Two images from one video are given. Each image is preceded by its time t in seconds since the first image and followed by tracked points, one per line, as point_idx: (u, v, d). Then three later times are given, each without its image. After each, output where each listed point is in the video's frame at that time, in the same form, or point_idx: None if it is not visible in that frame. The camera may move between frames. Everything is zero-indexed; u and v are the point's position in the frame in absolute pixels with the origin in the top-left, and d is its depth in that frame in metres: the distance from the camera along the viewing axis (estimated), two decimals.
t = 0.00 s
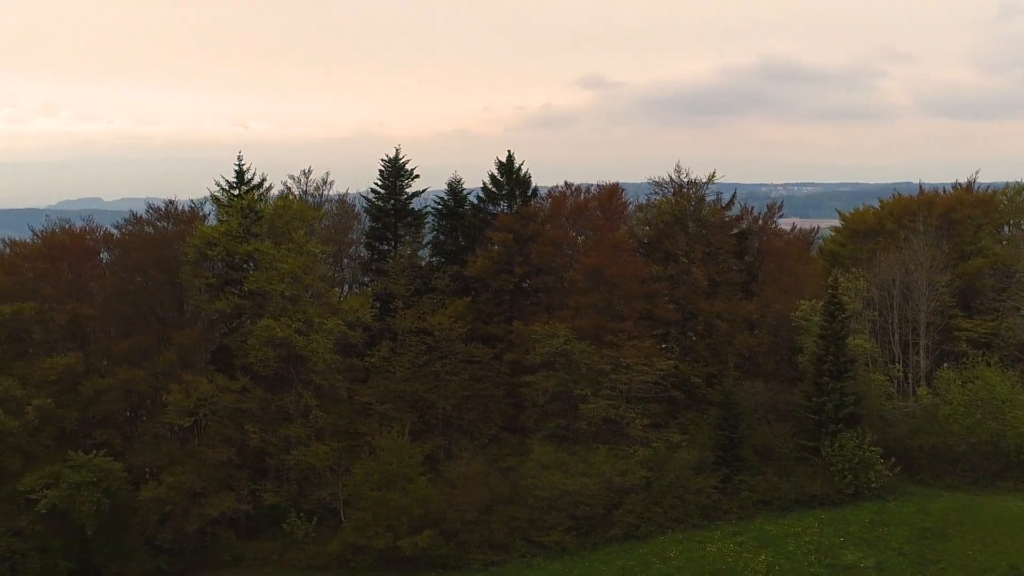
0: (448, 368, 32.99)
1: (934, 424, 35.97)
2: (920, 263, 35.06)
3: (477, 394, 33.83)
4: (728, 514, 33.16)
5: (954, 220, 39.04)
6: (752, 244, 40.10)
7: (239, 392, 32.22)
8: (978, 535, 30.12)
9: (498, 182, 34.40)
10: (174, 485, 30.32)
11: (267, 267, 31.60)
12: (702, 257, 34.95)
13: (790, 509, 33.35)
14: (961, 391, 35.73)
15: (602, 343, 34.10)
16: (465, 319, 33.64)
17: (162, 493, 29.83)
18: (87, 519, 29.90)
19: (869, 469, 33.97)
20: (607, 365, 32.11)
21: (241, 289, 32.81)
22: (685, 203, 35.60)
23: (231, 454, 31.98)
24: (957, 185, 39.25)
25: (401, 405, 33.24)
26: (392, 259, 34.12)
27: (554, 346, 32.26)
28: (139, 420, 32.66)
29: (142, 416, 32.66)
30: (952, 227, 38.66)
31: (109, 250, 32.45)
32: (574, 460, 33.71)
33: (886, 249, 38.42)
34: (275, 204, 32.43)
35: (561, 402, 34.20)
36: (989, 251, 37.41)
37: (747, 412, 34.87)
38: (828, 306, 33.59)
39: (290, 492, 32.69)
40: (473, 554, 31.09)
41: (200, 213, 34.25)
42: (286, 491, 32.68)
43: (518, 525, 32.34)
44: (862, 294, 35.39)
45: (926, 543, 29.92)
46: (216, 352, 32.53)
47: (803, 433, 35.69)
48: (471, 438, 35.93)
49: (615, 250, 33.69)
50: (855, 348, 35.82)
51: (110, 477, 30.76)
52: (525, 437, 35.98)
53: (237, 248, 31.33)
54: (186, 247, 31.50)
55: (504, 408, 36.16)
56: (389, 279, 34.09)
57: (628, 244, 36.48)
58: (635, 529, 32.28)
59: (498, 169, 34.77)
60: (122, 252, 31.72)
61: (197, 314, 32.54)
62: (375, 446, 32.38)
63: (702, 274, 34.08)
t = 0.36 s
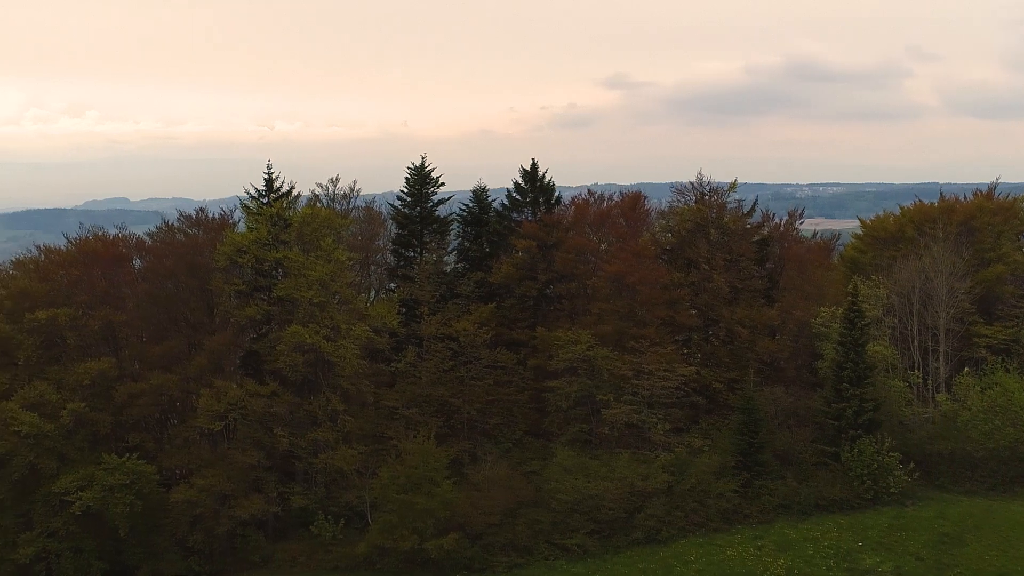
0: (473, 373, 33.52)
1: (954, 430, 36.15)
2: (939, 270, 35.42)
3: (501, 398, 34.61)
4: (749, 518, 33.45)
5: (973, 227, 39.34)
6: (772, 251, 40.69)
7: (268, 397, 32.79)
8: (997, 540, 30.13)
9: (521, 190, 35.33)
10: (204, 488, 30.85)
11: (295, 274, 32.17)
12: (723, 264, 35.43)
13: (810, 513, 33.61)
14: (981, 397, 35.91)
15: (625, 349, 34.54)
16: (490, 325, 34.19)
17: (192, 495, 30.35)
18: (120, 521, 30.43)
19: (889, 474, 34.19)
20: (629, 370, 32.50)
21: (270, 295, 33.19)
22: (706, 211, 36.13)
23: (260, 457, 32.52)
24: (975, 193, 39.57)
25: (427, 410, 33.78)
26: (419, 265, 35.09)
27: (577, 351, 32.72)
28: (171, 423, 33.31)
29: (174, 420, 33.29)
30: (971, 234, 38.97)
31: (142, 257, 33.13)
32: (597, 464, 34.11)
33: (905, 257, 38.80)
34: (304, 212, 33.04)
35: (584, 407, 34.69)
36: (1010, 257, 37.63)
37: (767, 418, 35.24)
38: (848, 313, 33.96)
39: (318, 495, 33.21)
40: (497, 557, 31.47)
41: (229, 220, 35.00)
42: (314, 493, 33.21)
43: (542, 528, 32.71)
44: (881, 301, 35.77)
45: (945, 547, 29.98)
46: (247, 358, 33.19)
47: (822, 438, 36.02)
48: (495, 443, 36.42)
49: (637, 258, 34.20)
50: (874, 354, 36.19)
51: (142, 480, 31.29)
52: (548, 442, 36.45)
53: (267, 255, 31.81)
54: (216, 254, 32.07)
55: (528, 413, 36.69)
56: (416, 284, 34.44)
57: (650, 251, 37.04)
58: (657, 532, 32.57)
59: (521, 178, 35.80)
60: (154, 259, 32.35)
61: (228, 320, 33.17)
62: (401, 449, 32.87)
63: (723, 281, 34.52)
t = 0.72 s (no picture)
0: (498, 378, 34.02)
1: (973, 436, 36.36)
2: (959, 278, 35.77)
3: (526, 403, 35.09)
4: (770, 522, 33.74)
5: (995, 235, 39.60)
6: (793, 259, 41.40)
7: (297, 401, 33.33)
8: (1017, 546, 30.22)
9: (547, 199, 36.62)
10: (235, 490, 31.33)
11: (325, 281, 32.72)
12: (744, 271, 35.83)
13: (831, 518, 33.87)
14: (1001, 403, 36.08)
15: (648, 355, 34.92)
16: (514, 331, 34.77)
17: (223, 497, 30.88)
18: (153, 522, 30.93)
19: (909, 479, 34.40)
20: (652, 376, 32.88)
21: (299, 301, 33.78)
22: (728, 219, 36.64)
23: (288, 460, 33.06)
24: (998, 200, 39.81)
25: (453, 414, 34.31)
26: (445, 272, 36.33)
27: (600, 357, 33.14)
28: (202, 427, 33.96)
29: (205, 423, 33.90)
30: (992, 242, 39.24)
31: (174, 263, 33.84)
32: (619, 469, 34.48)
33: (926, 264, 39.16)
34: (333, 219, 33.61)
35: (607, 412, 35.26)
36: None
37: (788, 423, 35.59)
38: (869, 320, 34.29)
39: (345, 498, 33.75)
40: (521, 559, 31.89)
41: (259, 227, 35.85)
42: (342, 496, 33.74)
43: (565, 531, 33.09)
44: (901, 307, 36.13)
45: (964, 553, 30.12)
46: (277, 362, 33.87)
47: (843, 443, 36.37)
48: (520, 447, 36.87)
49: (660, 265, 34.69)
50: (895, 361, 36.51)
51: (174, 482, 31.78)
52: (572, 446, 37.06)
53: (297, 262, 32.42)
54: (247, 261, 32.76)
55: (552, 417, 37.24)
56: (442, 290, 35.65)
57: (673, 259, 37.57)
58: (679, 536, 32.87)
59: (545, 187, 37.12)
60: (186, 265, 33.04)
61: (258, 326, 33.76)
62: (427, 453, 33.32)
63: (746, 288, 34.95)
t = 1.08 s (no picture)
0: (523, 383, 34.54)
1: (993, 442, 36.62)
2: (980, 285, 36.08)
3: (550, 408, 36.02)
4: (791, 526, 34.10)
5: (1016, 242, 39.81)
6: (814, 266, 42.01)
7: (325, 406, 33.88)
8: None
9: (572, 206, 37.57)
10: (265, 493, 31.88)
11: (353, 288, 33.23)
12: (766, 278, 36.28)
13: (851, 523, 34.20)
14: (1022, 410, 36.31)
15: (670, 361, 35.33)
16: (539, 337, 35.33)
17: (253, 499, 31.44)
18: (186, 524, 31.47)
19: (928, 485, 34.68)
20: (674, 382, 33.28)
21: (328, 308, 34.36)
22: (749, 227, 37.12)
23: (317, 464, 33.62)
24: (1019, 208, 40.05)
25: (479, 419, 34.86)
26: (472, 278, 37.23)
27: (623, 363, 33.58)
28: (233, 430, 34.58)
29: (235, 427, 34.52)
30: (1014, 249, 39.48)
31: (206, 270, 34.53)
32: (642, 473, 34.89)
33: (947, 272, 39.50)
34: (360, 227, 34.14)
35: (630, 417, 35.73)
36: None
37: (809, 428, 35.98)
38: (889, 327, 34.64)
39: (373, 501, 34.31)
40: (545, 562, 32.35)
41: (289, 234, 36.40)
42: (369, 499, 34.30)
43: (588, 535, 33.54)
44: (921, 315, 36.49)
45: (983, 558, 30.41)
46: (306, 367, 34.51)
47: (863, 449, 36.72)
48: (543, 451, 37.38)
49: (682, 273, 35.15)
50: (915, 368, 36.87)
51: (206, 485, 32.32)
52: (595, 450, 37.54)
53: (326, 269, 33.07)
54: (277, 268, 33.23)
55: (575, 422, 37.75)
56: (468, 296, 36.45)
57: (696, 266, 38.09)
58: (701, 540, 33.27)
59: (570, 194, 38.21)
60: (218, 273, 33.73)
61: (287, 332, 34.35)
62: (453, 458, 33.81)
63: (768, 295, 35.40)
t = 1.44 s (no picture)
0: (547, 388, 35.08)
1: (1013, 449, 36.83)
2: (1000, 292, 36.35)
3: (574, 412, 36.58)
4: (810, 531, 34.47)
5: None
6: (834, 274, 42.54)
7: (352, 410, 34.41)
8: None
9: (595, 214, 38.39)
10: (293, 496, 32.42)
11: (380, 295, 33.72)
12: (787, 285, 36.68)
13: (871, 528, 34.53)
14: None
15: (692, 367, 35.69)
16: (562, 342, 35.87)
17: (282, 502, 32.00)
18: (216, 525, 32.05)
19: (947, 490, 34.97)
20: (696, 388, 33.59)
21: (355, 314, 34.88)
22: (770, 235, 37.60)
23: (344, 467, 34.17)
24: None
25: (504, 424, 35.40)
26: (497, 284, 38.09)
27: (644, 369, 33.97)
28: (263, 434, 35.26)
29: (265, 431, 35.17)
30: None
31: (236, 277, 35.18)
32: (664, 478, 35.30)
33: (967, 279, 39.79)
34: (387, 234, 34.65)
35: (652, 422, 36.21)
36: None
37: (829, 434, 36.38)
38: (909, 333, 34.97)
39: (398, 504, 34.85)
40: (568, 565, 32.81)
41: (317, 241, 37.08)
42: (395, 502, 34.84)
43: (610, 538, 33.99)
44: (941, 322, 36.80)
45: (1002, 563, 30.68)
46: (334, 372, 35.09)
47: (883, 455, 37.04)
48: (567, 456, 37.93)
49: (704, 279, 35.57)
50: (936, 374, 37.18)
51: (235, 487, 32.87)
52: (618, 454, 38.02)
53: (353, 276, 33.59)
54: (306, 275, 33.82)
55: (598, 426, 38.26)
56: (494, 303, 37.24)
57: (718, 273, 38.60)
58: (721, 544, 33.67)
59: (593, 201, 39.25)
60: (248, 279, 34.40)
61: (317, 338, 34.95)
62: (477, 462, 34.25)
63: (789, 302, 35.81)
